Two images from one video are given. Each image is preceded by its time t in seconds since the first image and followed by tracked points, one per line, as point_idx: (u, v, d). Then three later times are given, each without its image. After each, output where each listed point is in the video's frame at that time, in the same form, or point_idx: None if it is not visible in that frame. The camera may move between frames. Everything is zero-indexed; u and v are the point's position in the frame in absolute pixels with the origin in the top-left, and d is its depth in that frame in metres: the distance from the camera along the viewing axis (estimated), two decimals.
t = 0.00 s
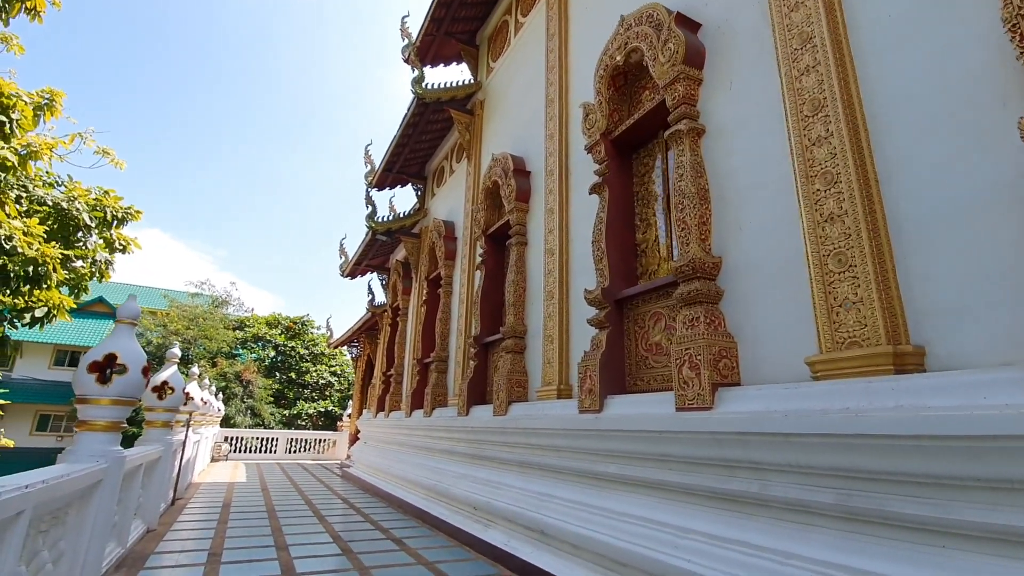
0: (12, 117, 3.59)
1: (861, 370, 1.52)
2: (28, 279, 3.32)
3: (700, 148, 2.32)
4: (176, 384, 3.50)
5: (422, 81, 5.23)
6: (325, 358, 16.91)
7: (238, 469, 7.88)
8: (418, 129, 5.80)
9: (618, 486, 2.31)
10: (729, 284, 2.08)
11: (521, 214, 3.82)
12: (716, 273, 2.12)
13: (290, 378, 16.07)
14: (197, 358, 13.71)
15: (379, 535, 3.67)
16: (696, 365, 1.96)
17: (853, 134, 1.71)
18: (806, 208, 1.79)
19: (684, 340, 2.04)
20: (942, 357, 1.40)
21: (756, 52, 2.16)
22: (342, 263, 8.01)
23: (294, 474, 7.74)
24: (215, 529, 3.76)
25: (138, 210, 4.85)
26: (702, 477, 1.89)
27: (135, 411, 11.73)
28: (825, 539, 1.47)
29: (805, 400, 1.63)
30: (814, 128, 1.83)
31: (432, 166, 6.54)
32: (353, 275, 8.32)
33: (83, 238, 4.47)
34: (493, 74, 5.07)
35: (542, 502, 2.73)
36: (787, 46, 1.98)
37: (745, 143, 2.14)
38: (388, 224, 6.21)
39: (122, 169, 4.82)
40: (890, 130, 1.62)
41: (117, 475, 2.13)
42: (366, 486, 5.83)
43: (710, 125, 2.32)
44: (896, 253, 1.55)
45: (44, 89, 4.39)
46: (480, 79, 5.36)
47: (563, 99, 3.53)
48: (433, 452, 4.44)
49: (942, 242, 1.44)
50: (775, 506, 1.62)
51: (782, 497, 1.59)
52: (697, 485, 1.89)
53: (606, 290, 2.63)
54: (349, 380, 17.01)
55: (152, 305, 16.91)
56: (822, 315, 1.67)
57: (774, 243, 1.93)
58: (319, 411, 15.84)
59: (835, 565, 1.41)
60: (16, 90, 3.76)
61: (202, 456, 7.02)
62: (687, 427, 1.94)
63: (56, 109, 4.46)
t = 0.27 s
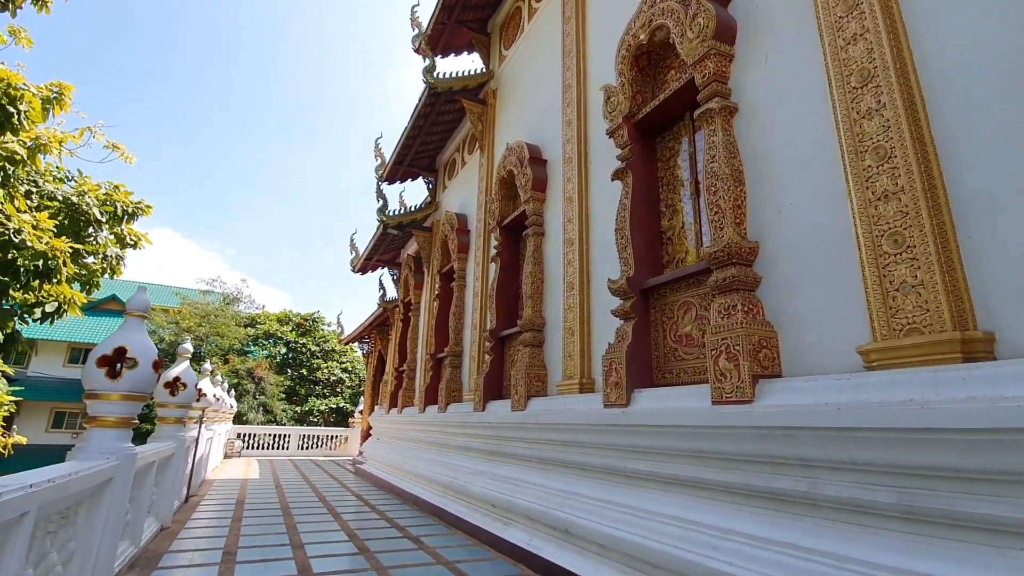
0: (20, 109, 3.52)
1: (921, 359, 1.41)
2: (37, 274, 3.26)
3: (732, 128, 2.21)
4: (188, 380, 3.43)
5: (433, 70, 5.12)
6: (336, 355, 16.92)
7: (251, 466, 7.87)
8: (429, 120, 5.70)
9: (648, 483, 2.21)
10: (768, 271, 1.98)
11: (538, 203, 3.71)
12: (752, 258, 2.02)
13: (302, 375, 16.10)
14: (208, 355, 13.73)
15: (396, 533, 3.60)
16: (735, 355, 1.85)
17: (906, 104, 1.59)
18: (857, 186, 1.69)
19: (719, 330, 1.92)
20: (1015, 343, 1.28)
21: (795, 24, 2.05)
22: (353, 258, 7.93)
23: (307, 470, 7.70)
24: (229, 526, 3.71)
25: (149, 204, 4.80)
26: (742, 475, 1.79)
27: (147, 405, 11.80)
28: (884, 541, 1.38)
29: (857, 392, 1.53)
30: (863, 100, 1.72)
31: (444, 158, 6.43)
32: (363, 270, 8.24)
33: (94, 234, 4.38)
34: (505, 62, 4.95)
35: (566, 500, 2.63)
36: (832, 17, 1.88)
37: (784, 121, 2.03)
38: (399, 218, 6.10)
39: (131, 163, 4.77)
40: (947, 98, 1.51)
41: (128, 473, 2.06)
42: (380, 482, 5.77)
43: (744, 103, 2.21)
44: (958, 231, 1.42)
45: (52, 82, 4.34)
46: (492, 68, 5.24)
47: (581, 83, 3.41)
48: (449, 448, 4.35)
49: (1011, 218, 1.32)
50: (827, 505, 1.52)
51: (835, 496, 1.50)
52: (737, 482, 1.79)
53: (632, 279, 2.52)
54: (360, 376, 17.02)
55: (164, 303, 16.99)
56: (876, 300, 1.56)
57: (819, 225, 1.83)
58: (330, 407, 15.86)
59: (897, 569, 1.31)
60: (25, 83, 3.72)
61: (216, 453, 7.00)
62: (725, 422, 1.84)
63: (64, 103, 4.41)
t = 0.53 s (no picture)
0: (17, 97, 3.43)
1: (977, 350, 1.32)
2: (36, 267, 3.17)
3: (760, 110, 2.11)
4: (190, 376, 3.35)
5: (439, 60, 5.01)
6: (339, 351, 16.86)
7: (256, 463, 7.80)
8: (436, 112, 5.58)
9: (672, 482, 2.11)
10: (801, 259, 1.88)
11: (549, 193, 3.60)
12: (784, 245, 1.91)
13: (306, 371, 16.06)
14: (212, 351, 13.68)
15: (404, 532, 3.51)
16: (769, 348, 1.75)
17: (958, 78, 1.50)
18: (903, 166, 1.59)
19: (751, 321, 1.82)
20: None
21: None
22: (357, 253, 7.84)
23: (312, 467, 7.63)
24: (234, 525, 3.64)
25: (150, 198, 4.71)
26: (776, 474, 1.69)
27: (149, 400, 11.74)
28: (938, 545, 1.28)
29: (905, 386, 1.43)
30: (909, 74, 1.63)
31: (449, 150, 6.32)
32: (368, 265, 8.15)
33: (95, 228, 4.30)
34: (513, 50, 4.84)
35: (583, 499, 2.53)
36: None
37: (817, 101, 1.94)
38: (404, 211, 5.99)
39: (133, 156, 4.68)
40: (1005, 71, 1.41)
41: (129, 473, 1.97)
42: (386, 480, 5.69)
43: (773, 83, 2.11)
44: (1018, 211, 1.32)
45: (50, 72, 4.24)
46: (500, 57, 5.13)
47: (595, 69, 3.30)
48: (457, 445, 4.26)
49: None
50: (873, 507, 1.43)
51: (882, 497, 1.40)
52: (770, 482, 1.70)
53: (653, 269, 2.42)
54: (364, 373, 16.97)
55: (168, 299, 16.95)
56: (926, 287, 1.46)
57: (858, 209, 1.73)
58: (334, 404, 15.80)
59: None
60: (22, 72, 3.62)
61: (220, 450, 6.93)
62: (758, 418, 1.74)
63: (64, 93, 4.31)
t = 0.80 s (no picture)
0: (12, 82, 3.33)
1: None
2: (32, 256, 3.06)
3: (790, 86, 1.99)
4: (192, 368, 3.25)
5: (445, 46, 4.88)
6: (343, 347, 16.82)
7: (259, 459, 7.73)
8: (441, 101, 5.46)
9: (696, 479, 2.01)
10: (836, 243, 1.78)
11: (560, 181, 3.49)
12: (818, 229, 1.81)
13: (309, 367, 16.02)
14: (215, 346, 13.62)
15: (412, 529, 3.43)
16: (804, 336, 1.65)
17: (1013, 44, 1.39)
18: (952, 142, 1.50)
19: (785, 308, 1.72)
20: None
21: None
22: (361, 247, 7.74)
23: (316, 463, 7.56)
24: (238, 522, 3.55)
25: (150, 188, 4.61)
26: (812, 471, 1.59)
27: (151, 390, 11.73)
28: (998, 548, 1.18)
29: (958, 376, 1.33)
30: (957, 42, 1.52)
31: (455, 141, 6.21)
32: (372, 259, 8.05)
33: (94, 218, 4.21)
34: (520, 37, 4.71)
35: (599, 496, 2.43)
36: None
37: (853, 75, 1.83)
38: (409, 203, 5.88)
39: (133, 145, 4.57)
40: None
41: (127, 468, 1.87)
42: (391, 476, 5.61)
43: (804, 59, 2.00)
44: None
45: (48, 60, 4.15)
46: (507, 44, 5.00)
47: (609, 51, 3.18)
48: (464, 440, 4.17)
49: None
50: (922, 506, 1.33)
51: (933, 495, 1.30)
52: (805, 479, 1.60)
53: (673, 256, 2.31)
54: (368, 369, 16.92)
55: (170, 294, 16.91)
56: (982, 270, 1.37)
57: (900, 189, 1.63)
58: (338, 399, 15.76)
59: None
60: (19, 56, 3.53)
61: (223, 445, 6.86)
62: (792, 411, 1.64)
63: (62, 81, 4.22)
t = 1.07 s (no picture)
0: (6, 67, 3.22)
1: None
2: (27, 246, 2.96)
3: (827, 62, 1.87)
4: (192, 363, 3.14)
5: (453, 33, 4.75)
6: (347, 342, 16.76)
7: (263, 454, 7.65)
8: (448, 90, 5.33)
9: (724, 480, 1.89)
10: (881, 228, 1.66)
11: (572, 170, 3.37)
12: (860, 213, 1.69)
13: (313, 362, 15.96)
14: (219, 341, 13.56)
15: (419, 529, 3.32)
16: (849, 329, 1.53)
17: None
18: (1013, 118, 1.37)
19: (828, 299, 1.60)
20: None
21: None
22: (366, 241, 7.63)
23: (320, 459, 7.48)
24: (241, 520, 3.46)
25: (151, 178, 4.51)
26: (856, 473, 1.47)
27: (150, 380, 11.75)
28: None
29: None
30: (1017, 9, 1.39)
31: (461, 132, 6.08)
32: (376, 253, 7.94)
33: (94, 209, 4.11)
34: (529, 23, 4.58)
35: (618, 497, 2.32)
36: None
37: (897, 48, 1.70)
38: (415, 195, 5.75)
39: (133, 135, 4.47)
40: None
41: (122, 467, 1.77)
42: (397, 473, 5.51)
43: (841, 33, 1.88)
44: None
45: (46, 45, 4.01)
46: (515, 31, 4.86)
47: (625, 32, 3.05)
48: (472, 437, 4.06)
49: None
50: (986, 513, 1.21)
51: (999, 502, 1.19)
52: (849, 483, 1.48)
53: (697, 245, 2.19)
54: (372, 364, 16.86)
55: (174, 289, 16.86)
56: None
57: (951, 169, 1.51)
58: (342, 395, 15.71)
59: None
60: (13, 39, 3.40)
61: (227, 441, 6.77)
62: (835, 409, 1.52)
63: (60, 68, 4.09)
